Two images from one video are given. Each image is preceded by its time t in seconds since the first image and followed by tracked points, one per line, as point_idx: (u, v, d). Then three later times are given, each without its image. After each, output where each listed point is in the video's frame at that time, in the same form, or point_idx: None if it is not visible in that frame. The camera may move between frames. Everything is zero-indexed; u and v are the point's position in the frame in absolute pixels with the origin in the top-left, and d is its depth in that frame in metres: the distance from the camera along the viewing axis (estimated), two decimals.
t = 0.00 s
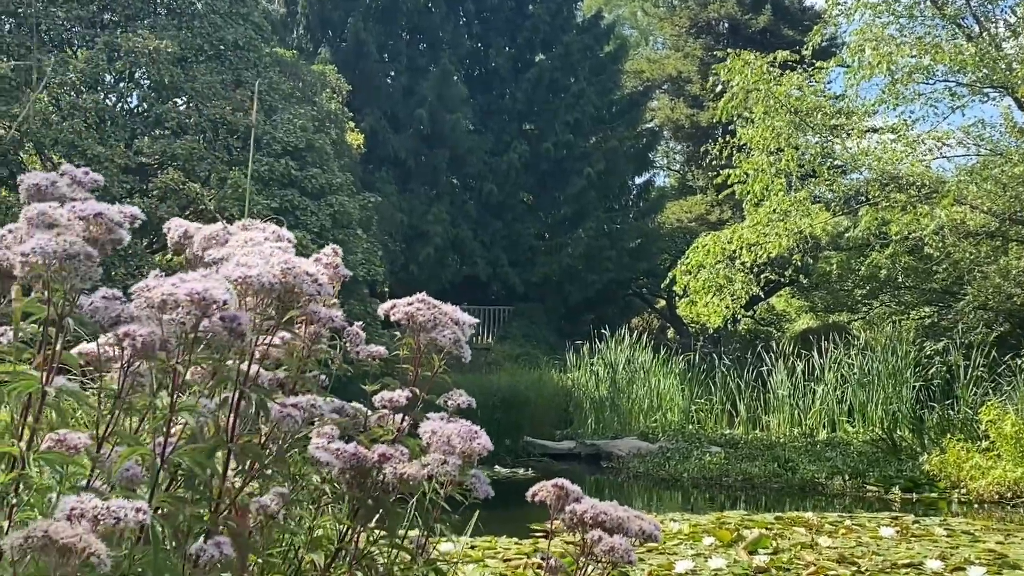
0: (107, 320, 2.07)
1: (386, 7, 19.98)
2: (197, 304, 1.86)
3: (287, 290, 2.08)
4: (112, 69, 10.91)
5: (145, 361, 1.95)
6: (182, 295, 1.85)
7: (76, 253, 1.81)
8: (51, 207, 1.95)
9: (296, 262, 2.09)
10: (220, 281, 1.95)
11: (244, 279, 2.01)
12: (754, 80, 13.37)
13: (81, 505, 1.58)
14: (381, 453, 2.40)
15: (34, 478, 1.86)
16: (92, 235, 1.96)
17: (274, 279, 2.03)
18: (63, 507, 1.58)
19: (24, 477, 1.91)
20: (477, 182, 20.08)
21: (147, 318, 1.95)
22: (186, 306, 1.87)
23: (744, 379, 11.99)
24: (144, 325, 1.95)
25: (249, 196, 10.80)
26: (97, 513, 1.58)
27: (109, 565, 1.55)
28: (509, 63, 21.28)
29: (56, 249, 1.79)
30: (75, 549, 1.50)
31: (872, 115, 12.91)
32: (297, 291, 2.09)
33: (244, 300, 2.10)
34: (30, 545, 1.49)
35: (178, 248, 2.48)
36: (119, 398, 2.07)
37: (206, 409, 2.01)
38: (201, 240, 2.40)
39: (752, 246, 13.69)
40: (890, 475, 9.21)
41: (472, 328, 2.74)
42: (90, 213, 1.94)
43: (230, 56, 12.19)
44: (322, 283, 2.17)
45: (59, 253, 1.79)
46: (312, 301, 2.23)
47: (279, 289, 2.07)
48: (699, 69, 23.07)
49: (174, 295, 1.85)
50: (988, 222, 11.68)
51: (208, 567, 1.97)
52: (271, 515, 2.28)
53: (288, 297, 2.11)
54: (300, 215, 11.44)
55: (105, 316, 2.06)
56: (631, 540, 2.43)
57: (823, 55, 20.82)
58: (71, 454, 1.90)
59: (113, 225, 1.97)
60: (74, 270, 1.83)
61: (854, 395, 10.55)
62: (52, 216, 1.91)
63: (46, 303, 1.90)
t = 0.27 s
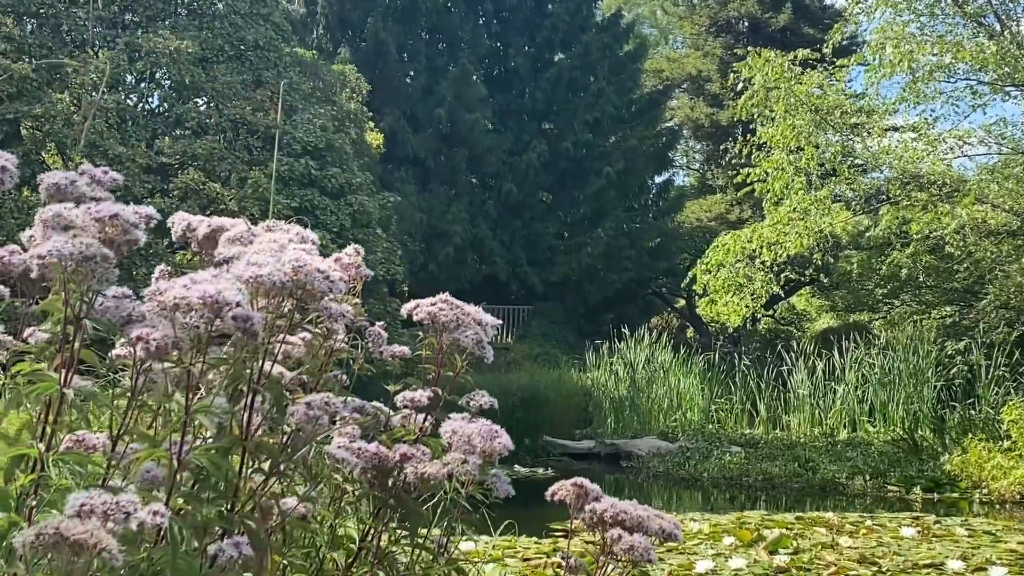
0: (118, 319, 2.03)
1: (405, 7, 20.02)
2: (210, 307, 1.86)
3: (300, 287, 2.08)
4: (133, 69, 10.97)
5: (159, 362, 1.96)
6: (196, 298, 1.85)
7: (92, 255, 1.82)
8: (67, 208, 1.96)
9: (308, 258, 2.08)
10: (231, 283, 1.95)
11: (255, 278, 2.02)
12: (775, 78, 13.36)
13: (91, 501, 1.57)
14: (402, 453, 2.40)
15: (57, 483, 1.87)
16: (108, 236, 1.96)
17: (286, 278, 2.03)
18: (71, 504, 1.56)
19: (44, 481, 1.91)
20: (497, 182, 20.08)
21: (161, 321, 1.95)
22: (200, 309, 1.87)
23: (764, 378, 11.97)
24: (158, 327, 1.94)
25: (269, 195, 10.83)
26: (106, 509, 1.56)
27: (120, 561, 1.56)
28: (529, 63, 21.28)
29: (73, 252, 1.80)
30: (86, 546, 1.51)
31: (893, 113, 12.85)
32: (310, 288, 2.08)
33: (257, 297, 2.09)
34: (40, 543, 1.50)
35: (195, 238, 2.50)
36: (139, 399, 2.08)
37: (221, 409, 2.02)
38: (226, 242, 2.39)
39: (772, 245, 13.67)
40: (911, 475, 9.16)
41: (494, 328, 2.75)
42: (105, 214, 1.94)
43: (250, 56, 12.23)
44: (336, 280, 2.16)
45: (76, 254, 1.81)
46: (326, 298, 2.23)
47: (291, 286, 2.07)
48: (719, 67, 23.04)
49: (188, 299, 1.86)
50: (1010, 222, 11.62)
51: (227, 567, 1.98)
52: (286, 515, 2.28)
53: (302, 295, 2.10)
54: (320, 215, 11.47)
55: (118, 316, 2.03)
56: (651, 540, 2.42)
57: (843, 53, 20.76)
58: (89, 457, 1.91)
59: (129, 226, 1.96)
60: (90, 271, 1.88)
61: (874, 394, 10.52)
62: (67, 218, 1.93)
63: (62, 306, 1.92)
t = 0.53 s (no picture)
0: (131, 319, 2.05)
1: (425, 7, 20.05)
2: (221, 311, 1.86)
3: (318, 286, 2.08)
4: (154, 70, 11.01)
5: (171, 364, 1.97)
6: (205, 303, 1.85)
7: (98, 257, 1.84)
8: (72, 209, 1.96)
9: (327, 256, 2.08)
10: (244, 285, 1.95)
11: (274, 275, 2.03)
12: (796, 76, 13.33)
13: (115, 501, 1.60)
14: (420, 451, 2.40)
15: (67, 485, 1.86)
16: (112, 236, 1.96)
17: (304, 275, 2.04)
18: (97, 504, 1.60)
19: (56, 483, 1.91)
20: (516, 181, 20.07)
21: (172, 324, 1.94)
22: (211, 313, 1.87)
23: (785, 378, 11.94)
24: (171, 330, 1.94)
25: (289, 195, 10.86)
26: (132, 509, 1.60)
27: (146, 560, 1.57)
28: (548, 62, 21.27)
29: (79, 255, 1.81)
30: (112, 544, 1.53)
31: (915, 112, 12.76)
32: (328, 286, 2.08)
33: (275, 295, 2.09)
34: (66, 540, 1.51)
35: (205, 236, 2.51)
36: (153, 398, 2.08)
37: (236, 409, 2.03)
38: (246, 239, 2.40)
39: (792, 244, 13.62)
40: (932, 475, 9.11)
41: (511, 326, 2.75)
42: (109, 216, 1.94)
43: (271, 56, 12.26)
44: (355, 277, 2.16)
45: (81, 258, 1.82)
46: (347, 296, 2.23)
47: (310, 285, 2.07)
48: (739, 66, 22.99)
49: (197, 304, 1.85)
50: None
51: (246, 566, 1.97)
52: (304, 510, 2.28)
53: (321, 293, 2.10)
54: (340, 215, 11.49)
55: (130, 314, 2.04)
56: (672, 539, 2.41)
57: (864, 51, 20.69)
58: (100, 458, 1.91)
59: (133, 225, 1.97)
60: (98, 274, 1.88)
61: (896, 394, 10.48)
62: (71, 219, 1.94)
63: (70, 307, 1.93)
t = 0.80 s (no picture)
0: (146, 315, 2.05)
1: (445, 6, 20.07)
2: (235, 308, 1.87)
3: (338, 280, 2.08)
4: (176, 69, 11.04)
5: (188, 361, 1.98)
6: (219, 301, 1.86)
7: (109, 255, 1.85)
8: (83, 208, 1.97)
9: (345, 250, 2.09)
10: (259, 281, 1.95)
11: (293, 270, 2.04)
12: (817, 75, 13.28)
13: (140, 498, 1.59)
14: (442, 450, 2.39)
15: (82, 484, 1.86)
16: (124, 233, 1.97)
17: (324, 270, 2.04)
18: (122, 501, 1.59)
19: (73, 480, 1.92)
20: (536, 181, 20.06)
21: (188, 324, 1.94)
22: (225, 311, 1.87)
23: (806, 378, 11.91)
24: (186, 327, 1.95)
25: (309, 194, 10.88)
26: (155, 506, 1.59)
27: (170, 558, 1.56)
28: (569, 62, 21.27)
29: (89, 254, 1.82)
30: (137, 542, 1.53)
31: (936, 111, 12.78)
32: (347, 281, 2.08)
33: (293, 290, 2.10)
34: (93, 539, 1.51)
35: (233, 240, 2.57)
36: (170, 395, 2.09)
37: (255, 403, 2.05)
38: (263, 236, 2.42)
39: (814, 243, 13.58)
40: (955, 475, 9.07)
41: (532, 326, 2.76)
42: (120, 214, 1.94)
43: (292, 56, 12.28)
44: (373, 271, 2.16)
45: (92, 258, 1.83)
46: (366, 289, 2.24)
47: (329, 279, 2.06)
48: (760, 65, 22.95)
49: (211, 301, 1.86)
50: None
51: (266, 560, 1.97)
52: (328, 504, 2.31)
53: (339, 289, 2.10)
54: (361, 214, 11.50)
55: (146, 311, 2.05)
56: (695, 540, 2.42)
57: (886, 50, 20.64)
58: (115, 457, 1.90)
59: (144, 222, 1.97)
60: (112, 272, 1.89)
61: (917, 394, 10.46)
62: (81, 217, 1.95)
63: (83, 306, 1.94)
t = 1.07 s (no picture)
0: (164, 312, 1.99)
1: (466, 7, 20.10)
2: (260, 298, 1.87)
3: (361, 277, 2.08)
4: (198, 70, 11.08)
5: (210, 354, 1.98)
6: (244, 290, 1.86)
7: (123, 246, 1.85)
8: (95, 201, 1.99)
9: (369, 249, 2.09)
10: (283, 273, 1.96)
11: (317, 266, 2.03)
12: (839, 75, 13.21)
13: (157, 492, 1.60)
14: (468, 452, 2.43)
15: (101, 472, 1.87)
16: (136, 225, 1.96)
17: (347, 266, 2.04)
18: (138, 495, 1.60)
19: (90, 472, 1.91)
20: (557, 181, 20.05)
21: (212, 315, 1.95)
22: (250, 301, 1.88)
23: (828, 378, 11.88)
24: (209, 318, 1.96)
25: (331, 194, 10.90)
26: (172, 499, 1.59)
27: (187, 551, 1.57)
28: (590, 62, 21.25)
29: (104, 244, 1.82)
30: (153, 536, 1.54)
31: (959, 111, 12.75)
32: (370, 278, 2.09)
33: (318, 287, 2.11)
34: (109, 533, 1.53)
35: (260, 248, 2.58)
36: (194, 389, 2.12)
37: (279, 395, 2.06)
38: (285, 234, 2.44)
39: (835, 243, 13.53)
40: (978, 476, 9.02)
41: (560, 330, 2.81)
42: (132, 204, 1.95)
43: (313, 56, 12.29)
44: (397, 268, 2.16)
45: (107, 247, 1.83)
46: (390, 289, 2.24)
47: (353, 277, 2.07)
48: (781, 65, 22.89)
49: (236, 290, 1.86)
50: None
51: (291, 553, 1.97)
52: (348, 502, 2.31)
53: (363, 286, 2.10)
54: (382, 214, 11.52)
55: (164, 306, 2.05)
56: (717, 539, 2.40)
57: (908, 50, 20.57)
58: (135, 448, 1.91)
59: (156, 213, 1.96)
60: (125, 261, 1.87)
61: (940, 395, 10.42)
62: (94, 209, 1.96)
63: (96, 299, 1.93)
